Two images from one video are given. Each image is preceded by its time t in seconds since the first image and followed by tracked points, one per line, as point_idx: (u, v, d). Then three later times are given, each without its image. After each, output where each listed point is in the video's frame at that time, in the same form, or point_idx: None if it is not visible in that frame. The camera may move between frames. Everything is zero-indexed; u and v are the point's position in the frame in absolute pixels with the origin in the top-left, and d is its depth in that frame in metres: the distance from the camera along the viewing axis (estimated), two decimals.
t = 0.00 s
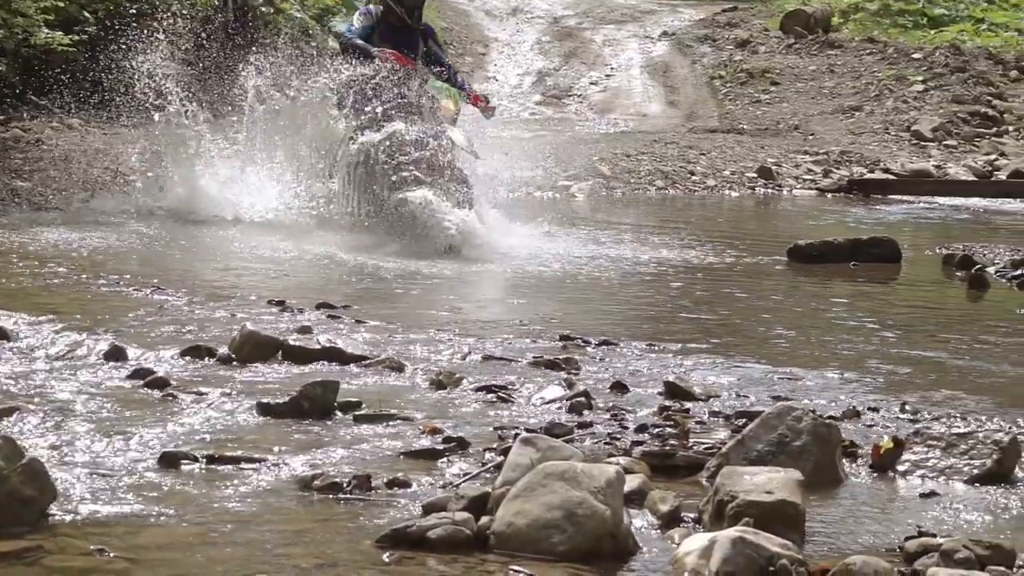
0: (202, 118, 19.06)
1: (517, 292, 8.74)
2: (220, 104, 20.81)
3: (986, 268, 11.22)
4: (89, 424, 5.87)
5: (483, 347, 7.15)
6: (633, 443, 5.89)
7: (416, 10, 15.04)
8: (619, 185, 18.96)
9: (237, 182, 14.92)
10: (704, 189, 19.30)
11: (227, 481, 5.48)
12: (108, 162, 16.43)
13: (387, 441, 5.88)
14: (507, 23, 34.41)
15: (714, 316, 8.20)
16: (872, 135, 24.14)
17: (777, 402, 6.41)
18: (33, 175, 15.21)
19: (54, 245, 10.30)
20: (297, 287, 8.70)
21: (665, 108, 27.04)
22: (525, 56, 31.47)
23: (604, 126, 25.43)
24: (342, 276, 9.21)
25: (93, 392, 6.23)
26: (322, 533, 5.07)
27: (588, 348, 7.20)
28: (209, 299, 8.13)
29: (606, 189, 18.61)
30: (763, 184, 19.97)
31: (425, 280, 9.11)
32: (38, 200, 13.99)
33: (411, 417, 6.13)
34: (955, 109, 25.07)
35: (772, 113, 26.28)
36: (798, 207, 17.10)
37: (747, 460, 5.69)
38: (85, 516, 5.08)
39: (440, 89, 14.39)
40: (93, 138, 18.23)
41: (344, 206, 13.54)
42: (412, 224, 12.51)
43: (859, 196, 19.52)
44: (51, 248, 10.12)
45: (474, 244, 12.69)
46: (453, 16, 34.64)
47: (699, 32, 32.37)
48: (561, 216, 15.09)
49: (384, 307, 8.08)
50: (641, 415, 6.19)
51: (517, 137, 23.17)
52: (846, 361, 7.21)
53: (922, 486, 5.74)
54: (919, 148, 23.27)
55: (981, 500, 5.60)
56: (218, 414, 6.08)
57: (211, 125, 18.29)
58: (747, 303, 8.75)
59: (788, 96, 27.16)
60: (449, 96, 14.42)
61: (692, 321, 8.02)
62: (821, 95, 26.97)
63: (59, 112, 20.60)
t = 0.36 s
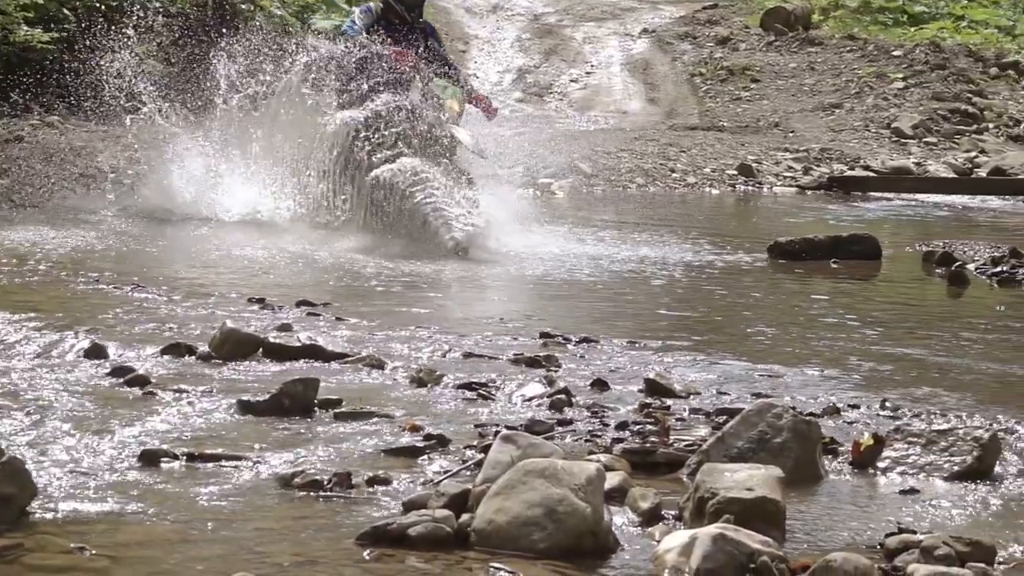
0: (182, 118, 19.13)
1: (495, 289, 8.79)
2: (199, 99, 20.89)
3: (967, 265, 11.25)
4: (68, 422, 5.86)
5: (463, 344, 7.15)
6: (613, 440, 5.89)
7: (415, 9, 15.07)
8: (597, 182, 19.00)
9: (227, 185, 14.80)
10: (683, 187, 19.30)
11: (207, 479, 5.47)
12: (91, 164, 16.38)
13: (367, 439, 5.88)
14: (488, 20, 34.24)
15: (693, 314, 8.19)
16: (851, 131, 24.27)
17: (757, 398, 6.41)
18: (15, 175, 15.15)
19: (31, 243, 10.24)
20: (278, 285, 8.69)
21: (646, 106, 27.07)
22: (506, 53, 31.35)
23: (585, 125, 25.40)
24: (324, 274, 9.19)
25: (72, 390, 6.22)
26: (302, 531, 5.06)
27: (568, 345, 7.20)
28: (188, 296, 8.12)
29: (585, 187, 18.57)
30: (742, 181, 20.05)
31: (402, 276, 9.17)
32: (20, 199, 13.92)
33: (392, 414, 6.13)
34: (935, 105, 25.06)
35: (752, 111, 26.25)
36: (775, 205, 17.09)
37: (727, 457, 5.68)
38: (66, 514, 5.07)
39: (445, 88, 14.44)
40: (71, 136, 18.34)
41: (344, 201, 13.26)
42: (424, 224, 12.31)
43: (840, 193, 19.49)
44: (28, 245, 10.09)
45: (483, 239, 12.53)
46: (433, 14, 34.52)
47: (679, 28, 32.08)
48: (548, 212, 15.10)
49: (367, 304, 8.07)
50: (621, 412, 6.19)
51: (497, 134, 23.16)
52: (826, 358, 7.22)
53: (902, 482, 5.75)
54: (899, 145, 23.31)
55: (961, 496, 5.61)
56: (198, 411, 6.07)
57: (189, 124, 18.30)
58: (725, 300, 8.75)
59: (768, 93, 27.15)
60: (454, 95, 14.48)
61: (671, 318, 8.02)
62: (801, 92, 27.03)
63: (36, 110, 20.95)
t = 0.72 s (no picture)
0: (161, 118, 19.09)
1: (481, 287, 8.75)
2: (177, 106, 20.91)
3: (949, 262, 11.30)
4: (50, 421, 5.85)
5: (445, 342, 7.17)
6: (596, 437, 5.89)
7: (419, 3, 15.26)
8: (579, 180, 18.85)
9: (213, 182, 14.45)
10: (667, 185, 19.26)
11: (190, 476, 5.47)
12: (74, 164, 16.31)
13: (350, 436, 5.88)
14: (470, 17, 33.96)
15: (675, 311, 8.19)
16: (833, 129, 24.18)
17: (739, 395, 6.42)
18: None
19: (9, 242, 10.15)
20: (261, 283, 8.68)
21: (628, 102, 26.85)
22: (488, 51, 31.18)
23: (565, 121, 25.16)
24: (307, 272, 9.20)
25: (53, 388, 6.22)
26: (285, 529, 5.06)
27: (551, 342, 7.20)
28: (170, 294, 8.11)
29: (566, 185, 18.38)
30: (725, 179, 19.99)
31: (387, 275, 9.15)
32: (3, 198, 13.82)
33: (374, 412, 6.13)
34: (919, 103, 25.07)
35: (735, 108, 26.04)
36: (756, 202, 17.01)
37: (710, 454, 5.69)
38: (48, 512, 5.06)
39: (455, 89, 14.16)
40: (50, 136, 18.35)
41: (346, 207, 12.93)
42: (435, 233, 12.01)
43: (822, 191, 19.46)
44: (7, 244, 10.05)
45: (494, 250, 12.26)
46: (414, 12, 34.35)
47: (661, 26, 31.96)
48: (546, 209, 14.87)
49: (350, 302, 8.08)
50: (604, 409, 6.20)
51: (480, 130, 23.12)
52: (809, 355, 7.24)
53: (884, 479, 5.75)
54: (882, 143, 23.25)
55: (943, 492, 5.62)
56: (180, 409, 6.07)
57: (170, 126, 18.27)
58: (708, 297, 8.78)
59: (751, 91, 27.07)
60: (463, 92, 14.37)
61: (653, 315, 8.03)
62: (784, 89, 26.91)
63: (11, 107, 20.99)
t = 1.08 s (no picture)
0: (130, 120, 18.70)
1: (470, 286, 8.74)
2: (149, 105, 20.60)
3: (929, 259, 11.29)
4: (30, 417, 5.85)
5: (425, 339, 7.19)
6: (576, 434, 5.90)
7: None
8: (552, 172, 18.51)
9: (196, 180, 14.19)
10: (647, 182, 19.21)
11: (170, 473, 5.46)
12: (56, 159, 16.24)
13: (330, 434, 5.88)
14: (450, 14, 33.41)
15: (655, 309, 8.18)
16: (814, 127, 23.41)
17: (719, 393, 6.44)
18: None
19: None
20: (242, 280, 8.67)
21: (609, 98, 26.16)
22: (468, 47, 30.49)
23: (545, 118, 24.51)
24: (290, 269, 9.20)
25: (34, 384, 6.22)
26: (265, 525, 5.06)
27: (531, 340, 7.21)
28: (151, 291, 8.10)
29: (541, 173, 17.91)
30: (705, 176, 19.83)
31: (370, 273, 9.15)
32: None
33: (354, 409, 6.13)
34: (898, 101, 24.17)
35: (715, 105, 25.23)
36: (739, 200, 16.86)
37: (690, 451, 5.68)
38: (27, 509, 5.05)
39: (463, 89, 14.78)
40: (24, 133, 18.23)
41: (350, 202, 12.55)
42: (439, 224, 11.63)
43: (801, 188, 19.09)
44: None
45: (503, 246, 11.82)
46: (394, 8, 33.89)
47: (642, 23, 31.18)
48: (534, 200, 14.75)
49: (330, 299, 8.08)
50: (584, 406, 6.21)
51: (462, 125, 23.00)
52: (789, 353, 7.25)
53: (864, 476, 5.76)
54: (862, 140, 22.51)
55: (922, 489, 5.63)
56: (160, 406, 6.07)
57: (147, 125, 18.11)
58: (687, 294, 8.77)
59: (732, 88, 26.22)
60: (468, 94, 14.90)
61: (633, 313, 8.04)
62: (765, 86, 26.02)
63: None
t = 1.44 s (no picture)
0: (96, 125, 18.23)
1: (455, 285, 8.78)
2: (111, 104, 20.10)
3: (907, 257, 11.31)
4: (7, 416, 5.85)
5: (404, 337, 7.21)
6: (556, 433, 5.90)
7: None
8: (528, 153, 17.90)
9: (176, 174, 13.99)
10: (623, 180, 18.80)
11: (148, 472, 5.46)
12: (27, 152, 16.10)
13: (308, 432, 5.87)
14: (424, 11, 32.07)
15: (635, 308, 8.17)
16: (792, 125, 22.92)
17: (698, 392, 6.45)
18: None
19: None
20: (220, 280, 8.63)
21: (588, 97, 25.02)
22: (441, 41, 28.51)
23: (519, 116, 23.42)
24: (268, 268, 9.18)
25: (10, 383, 6.21)
26: (244, 523, 5.06)
27: (510, 339, 7.22)
28: (128, 291, 8.07)
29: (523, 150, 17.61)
30: (684, 175, 19.44)
31: (352, 271, 9.15)
32: None
33: (333, 408, 6.12)
34: (877, 98, 23.99)
35: (694, 103, 24.47)
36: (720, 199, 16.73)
37: (669, 449, 5.68)
38: (4, 508, 5.05)
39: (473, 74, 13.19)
40: None
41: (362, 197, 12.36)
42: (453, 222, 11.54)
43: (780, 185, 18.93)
44: None
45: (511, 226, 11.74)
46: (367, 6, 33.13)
47: (621, 22, 30.17)
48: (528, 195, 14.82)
49: (309, 299, 8.06)
50: (563, 404, 6.22)
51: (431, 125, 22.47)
52: (768, 351, 7.26)
53: (842, 473, 5.77)
54: (841, 138, 22.14)
55: (901, 487, 5.64)
56: (138, 405, 6.07)
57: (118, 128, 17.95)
58: (669, 293, 8.76)
59: (710, 87, 25.37)
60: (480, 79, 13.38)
61: (613, 311, 8.04)
62: (743, 85, 25.30)
63: None
